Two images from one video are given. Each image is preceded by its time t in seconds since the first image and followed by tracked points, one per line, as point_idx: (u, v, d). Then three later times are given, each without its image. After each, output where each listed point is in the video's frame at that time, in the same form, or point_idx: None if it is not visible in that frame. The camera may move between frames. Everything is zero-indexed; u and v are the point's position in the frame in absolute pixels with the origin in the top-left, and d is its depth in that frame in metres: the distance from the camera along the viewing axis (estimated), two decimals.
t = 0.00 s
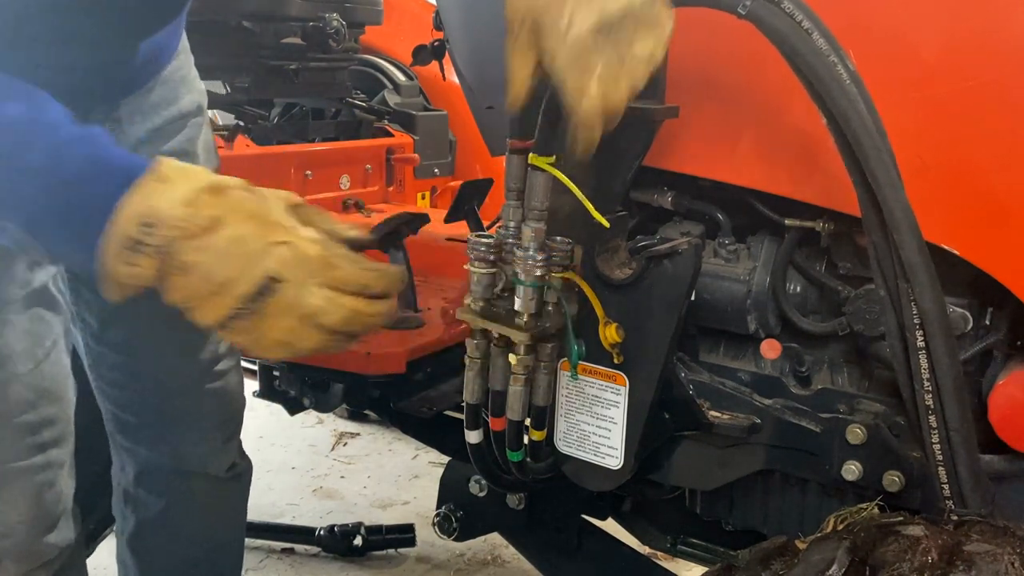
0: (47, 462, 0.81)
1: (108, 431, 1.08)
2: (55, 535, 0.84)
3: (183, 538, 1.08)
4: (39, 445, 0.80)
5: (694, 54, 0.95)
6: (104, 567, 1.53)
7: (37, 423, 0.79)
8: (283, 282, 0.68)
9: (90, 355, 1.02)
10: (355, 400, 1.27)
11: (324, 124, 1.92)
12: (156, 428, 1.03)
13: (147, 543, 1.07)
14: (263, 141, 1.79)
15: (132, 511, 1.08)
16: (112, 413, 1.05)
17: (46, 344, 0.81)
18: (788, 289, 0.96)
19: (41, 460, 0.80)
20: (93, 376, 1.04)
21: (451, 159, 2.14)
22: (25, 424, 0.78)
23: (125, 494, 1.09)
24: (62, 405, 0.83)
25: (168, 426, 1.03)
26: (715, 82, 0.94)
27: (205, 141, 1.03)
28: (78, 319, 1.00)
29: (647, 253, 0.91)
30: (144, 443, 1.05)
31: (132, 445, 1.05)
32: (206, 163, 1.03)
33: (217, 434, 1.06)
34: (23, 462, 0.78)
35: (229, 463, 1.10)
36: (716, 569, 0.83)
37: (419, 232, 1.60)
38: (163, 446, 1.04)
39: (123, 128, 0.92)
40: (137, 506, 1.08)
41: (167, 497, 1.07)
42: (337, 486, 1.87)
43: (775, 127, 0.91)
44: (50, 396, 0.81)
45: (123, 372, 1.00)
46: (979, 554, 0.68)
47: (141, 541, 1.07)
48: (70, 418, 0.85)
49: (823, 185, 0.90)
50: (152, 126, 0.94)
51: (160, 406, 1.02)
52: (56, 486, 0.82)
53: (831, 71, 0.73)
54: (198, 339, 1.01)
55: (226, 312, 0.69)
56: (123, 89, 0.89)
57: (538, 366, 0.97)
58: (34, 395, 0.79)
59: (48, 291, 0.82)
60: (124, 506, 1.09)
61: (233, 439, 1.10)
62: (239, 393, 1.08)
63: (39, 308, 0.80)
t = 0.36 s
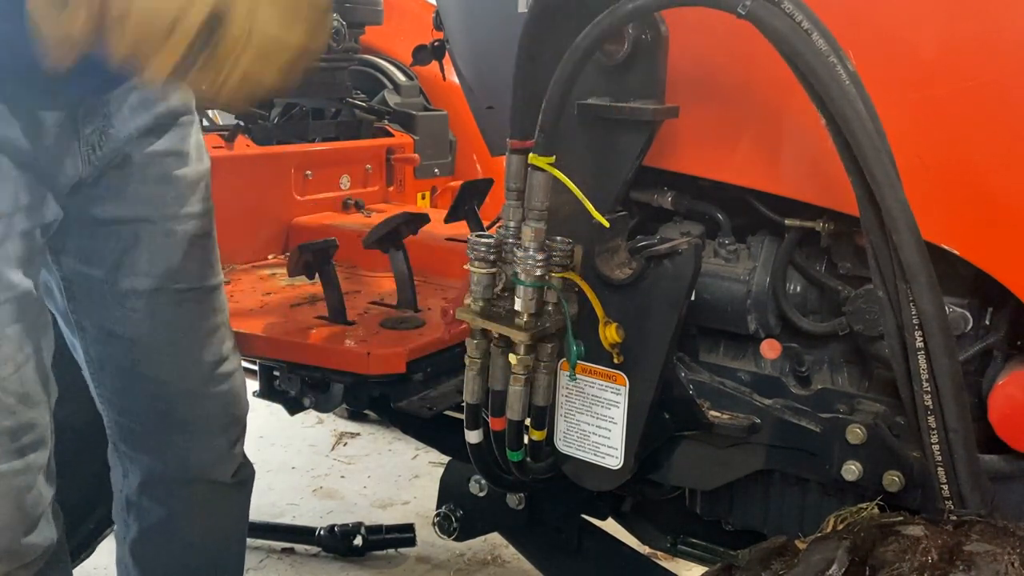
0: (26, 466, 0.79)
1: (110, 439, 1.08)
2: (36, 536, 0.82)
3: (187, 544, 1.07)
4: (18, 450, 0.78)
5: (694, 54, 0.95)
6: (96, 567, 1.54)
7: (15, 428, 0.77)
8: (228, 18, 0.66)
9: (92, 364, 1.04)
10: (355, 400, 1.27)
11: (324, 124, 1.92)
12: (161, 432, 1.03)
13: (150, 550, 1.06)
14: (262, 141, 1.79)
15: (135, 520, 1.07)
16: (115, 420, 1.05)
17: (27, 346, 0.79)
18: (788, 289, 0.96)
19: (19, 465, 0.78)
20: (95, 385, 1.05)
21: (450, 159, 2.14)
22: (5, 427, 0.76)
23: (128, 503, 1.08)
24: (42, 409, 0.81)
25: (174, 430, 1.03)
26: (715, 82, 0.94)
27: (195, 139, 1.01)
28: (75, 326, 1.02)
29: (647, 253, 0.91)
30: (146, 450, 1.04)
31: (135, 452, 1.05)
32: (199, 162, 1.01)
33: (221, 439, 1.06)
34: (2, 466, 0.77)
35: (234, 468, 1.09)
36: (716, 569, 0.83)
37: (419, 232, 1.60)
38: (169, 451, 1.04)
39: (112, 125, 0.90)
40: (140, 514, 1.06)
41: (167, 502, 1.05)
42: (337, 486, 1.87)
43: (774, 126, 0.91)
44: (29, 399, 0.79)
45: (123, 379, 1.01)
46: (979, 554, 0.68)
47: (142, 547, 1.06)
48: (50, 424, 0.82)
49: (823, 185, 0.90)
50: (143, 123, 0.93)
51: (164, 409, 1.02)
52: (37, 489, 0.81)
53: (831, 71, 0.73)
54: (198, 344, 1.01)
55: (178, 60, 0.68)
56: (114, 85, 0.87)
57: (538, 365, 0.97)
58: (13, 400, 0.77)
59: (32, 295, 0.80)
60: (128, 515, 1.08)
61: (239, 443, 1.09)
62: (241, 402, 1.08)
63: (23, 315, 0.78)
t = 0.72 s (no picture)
0: (23, 466, 0.79)
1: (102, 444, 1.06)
2: (34, 534, 0.82)
3: (187, 545, 1.06)
4: (15, 450, 0.78)
5: (694, 55, 0.95)
6: (96, 567, 1.55)
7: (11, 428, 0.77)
8: None
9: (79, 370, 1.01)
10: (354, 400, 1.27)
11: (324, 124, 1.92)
12: (155, 432, 1.02)
13: (147, 551, 1.06)
14: (262, 141, 1.79)
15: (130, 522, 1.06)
16: (105, 423, 1.03)
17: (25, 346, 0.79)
18: (788, 289, 0.96)
19: (16, 465, 0.78)
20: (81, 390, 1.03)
21: (451, 159, 2.15)
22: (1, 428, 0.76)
23: (122, 506, 1.06)
24: (38, 409, 0.81)
25: (168, 430, 1.02)
26: (715, 82, 0.94)
27: (175, 138, 1.03)
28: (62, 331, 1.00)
29: (647, 253, 0.91)
30: (141, 452, 1.03)
31: (128, 455, 1.04)
32: (178, 161, 1.02)
33: (216, 437, 1.06)
34: None
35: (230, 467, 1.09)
36: (715, 569, 0.83)
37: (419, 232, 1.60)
38: (163, 453, 1.03)
39: (98, 123, 0.91)
40: (135, 517, 1.05)
41: (167, 504, 1.05)
42: (337, 486, 1.87)
43: (774, 127, 0.91)
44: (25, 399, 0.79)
45: (114, 381, 1.00)
46: (979, 554, 0.68)
47: (139, 550, 1.06)
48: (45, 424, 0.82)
49: (823, 185, 0.90)
50: (125, 122, 0.94)
51: (157, 410, 1.01)
52: (33, 489, 0.81)
53: (831, 71, 0.73)
54: (188, 343, 1.01)
55: None
56: (102, 84, 0.88)
57: (538, 365, 0.97)
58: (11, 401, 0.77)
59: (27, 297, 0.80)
60: (122, 518, 1.07)
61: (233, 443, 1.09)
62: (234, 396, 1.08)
63: (18, 314, 0.78)
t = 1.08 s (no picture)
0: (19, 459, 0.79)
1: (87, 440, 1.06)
2: (28, 527, 0.82)
3: (173, 544, 1.07)
4: (12, 445, 0.78)
5: (694, 54, 0.95)
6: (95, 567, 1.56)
7: (8, 423, 0.77)
8: (144, 62, 0.82)
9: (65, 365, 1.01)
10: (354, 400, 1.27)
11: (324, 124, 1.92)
12: (138, 428, 1.02)
13: (135, 550, 1.06)
14: (262, 142, 1.79)
15: (115, 518, 1.06)
16: (89, 419, 1.03)
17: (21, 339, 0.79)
18: (788, 289, 0.96)
19: (12, 458, 0.78)
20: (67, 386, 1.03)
21: (450, 159, 2.15)
22: None
23: (107, 502, 1.06)
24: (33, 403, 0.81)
25: (150, 425, 1.02)
26: (715, 82, 0.94)
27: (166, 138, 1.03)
28: (47, 326, 1.00)
29: (647, 253, 0.91)
30: (126, 448, 1.03)
31: (113, 451, 1.04)
32: (167, 161, 1.03)
33: (200, 433, 1.05)
34: None
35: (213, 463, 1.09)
36: (715, 569, 0.83)
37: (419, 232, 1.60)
38: (147, 451, 1.03)
39: (90, 123, 0.93)
40: (120, 514, 1.05)
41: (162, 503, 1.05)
42: (337, 486, 1.87)
43: (774, 128, 0.91)
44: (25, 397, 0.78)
45: (99, 377, 1.00)
46: (979, 554, 0.68)
47: (125, 547, 1.06)
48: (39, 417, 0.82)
49: (822, 185, 0.90)
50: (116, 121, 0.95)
51: (142, 407, 1.01)
52: (29, 482, 0.81)
53: (830, 71, 0.73)
54: (170, 340, 1.01)
55: (86, 79, 0.81)
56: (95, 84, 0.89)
57: (538, 365, 0.97)
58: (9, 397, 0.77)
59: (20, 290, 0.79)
60: (108, 515, 1.07)
61: (217, 437, 1.09)
62: (217, 394, 1.07)
63: (11, 308, 0.78)
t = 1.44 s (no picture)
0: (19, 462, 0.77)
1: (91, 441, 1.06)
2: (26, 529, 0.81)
3: (175, 544, 1.07)
4: (10, 447, 0.77)
5: (694, 54, 0.95)
6: (96, 567, 1.57)
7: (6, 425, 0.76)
8: (87, 130, 0.76)
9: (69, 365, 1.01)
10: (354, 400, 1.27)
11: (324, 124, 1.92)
12: (143, 429, 1.02)
13: (138, 550, 1.06)
14: (262, 141, 1.80)
15: (119, 519, 1.05)
16: (93, 419, 1.03)
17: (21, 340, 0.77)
18: (788, 289, 0.96)
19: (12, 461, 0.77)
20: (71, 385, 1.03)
21: (451, 159, 2.15)
22: None
23: (110, 503, 1.06)
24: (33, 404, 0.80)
25: (153, 428, 1.02)
26: (715, 82, 0.94)
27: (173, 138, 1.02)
28: (53, 325, 1.01)
29: (647, 253, 0.91)
30: (131, 449, 1.03)
31: (117, 452, 1.04)
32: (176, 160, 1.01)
33: (204, 436, 1.06)
34: None
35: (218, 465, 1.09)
36: (715, 569, 0.83)
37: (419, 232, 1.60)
38: (152, 451, 1.03)
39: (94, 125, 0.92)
40: (124, 514, 1.05)
41: (162, 502, 1.05)
42: (337, 486, 1.87)
43: (775, 128, 0.91)
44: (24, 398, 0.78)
45: (104, 378, 1.00)
46: (979, 554, 0.68)
47: (128, 547, 1.06)
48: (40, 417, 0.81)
49: (822, 186, 0.90)
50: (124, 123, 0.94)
51: (146, 409, 1.02)
52: (29, 483, 0.80)
53: (830, 71, 0.73)
54: (174, 344, 1.01)
55: (29, 140, 0.75)
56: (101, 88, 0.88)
57: (538, 365, 0.97)
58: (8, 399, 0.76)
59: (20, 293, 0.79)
60: (111, 515, 1.07)
61: (221, 439, 1.09)
62: (222, 398, 1.07)
63: (10, 312, 0.78)
